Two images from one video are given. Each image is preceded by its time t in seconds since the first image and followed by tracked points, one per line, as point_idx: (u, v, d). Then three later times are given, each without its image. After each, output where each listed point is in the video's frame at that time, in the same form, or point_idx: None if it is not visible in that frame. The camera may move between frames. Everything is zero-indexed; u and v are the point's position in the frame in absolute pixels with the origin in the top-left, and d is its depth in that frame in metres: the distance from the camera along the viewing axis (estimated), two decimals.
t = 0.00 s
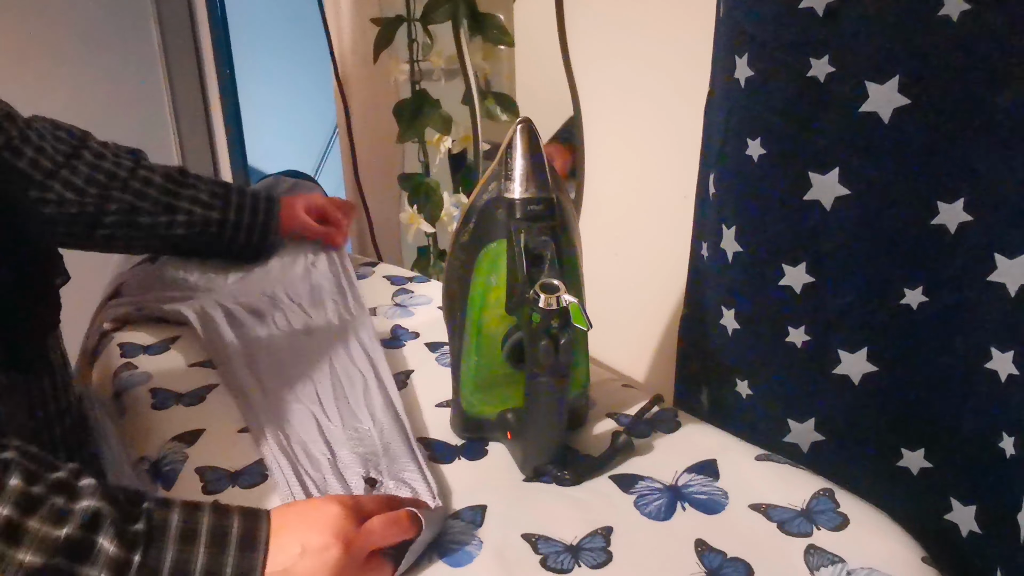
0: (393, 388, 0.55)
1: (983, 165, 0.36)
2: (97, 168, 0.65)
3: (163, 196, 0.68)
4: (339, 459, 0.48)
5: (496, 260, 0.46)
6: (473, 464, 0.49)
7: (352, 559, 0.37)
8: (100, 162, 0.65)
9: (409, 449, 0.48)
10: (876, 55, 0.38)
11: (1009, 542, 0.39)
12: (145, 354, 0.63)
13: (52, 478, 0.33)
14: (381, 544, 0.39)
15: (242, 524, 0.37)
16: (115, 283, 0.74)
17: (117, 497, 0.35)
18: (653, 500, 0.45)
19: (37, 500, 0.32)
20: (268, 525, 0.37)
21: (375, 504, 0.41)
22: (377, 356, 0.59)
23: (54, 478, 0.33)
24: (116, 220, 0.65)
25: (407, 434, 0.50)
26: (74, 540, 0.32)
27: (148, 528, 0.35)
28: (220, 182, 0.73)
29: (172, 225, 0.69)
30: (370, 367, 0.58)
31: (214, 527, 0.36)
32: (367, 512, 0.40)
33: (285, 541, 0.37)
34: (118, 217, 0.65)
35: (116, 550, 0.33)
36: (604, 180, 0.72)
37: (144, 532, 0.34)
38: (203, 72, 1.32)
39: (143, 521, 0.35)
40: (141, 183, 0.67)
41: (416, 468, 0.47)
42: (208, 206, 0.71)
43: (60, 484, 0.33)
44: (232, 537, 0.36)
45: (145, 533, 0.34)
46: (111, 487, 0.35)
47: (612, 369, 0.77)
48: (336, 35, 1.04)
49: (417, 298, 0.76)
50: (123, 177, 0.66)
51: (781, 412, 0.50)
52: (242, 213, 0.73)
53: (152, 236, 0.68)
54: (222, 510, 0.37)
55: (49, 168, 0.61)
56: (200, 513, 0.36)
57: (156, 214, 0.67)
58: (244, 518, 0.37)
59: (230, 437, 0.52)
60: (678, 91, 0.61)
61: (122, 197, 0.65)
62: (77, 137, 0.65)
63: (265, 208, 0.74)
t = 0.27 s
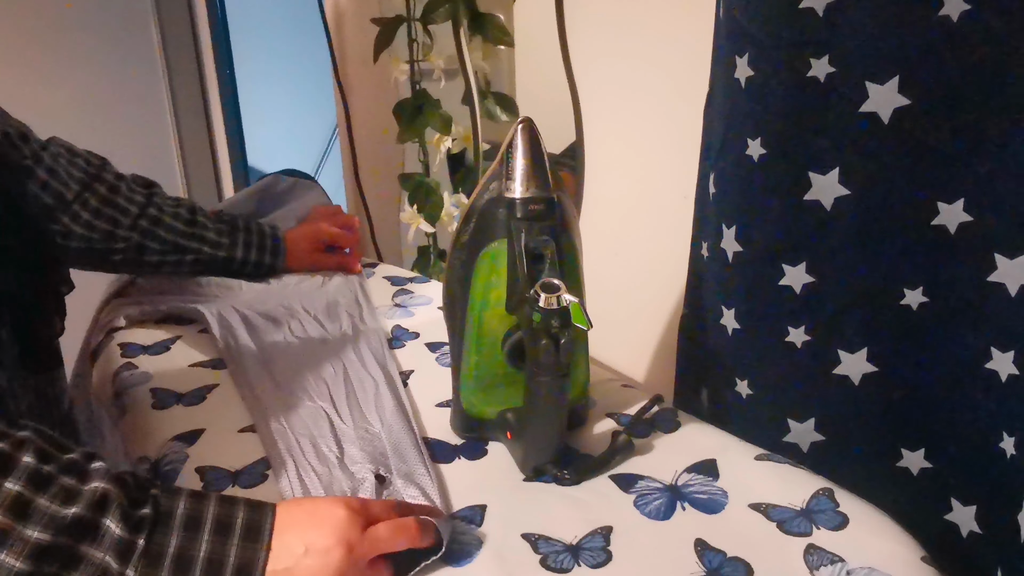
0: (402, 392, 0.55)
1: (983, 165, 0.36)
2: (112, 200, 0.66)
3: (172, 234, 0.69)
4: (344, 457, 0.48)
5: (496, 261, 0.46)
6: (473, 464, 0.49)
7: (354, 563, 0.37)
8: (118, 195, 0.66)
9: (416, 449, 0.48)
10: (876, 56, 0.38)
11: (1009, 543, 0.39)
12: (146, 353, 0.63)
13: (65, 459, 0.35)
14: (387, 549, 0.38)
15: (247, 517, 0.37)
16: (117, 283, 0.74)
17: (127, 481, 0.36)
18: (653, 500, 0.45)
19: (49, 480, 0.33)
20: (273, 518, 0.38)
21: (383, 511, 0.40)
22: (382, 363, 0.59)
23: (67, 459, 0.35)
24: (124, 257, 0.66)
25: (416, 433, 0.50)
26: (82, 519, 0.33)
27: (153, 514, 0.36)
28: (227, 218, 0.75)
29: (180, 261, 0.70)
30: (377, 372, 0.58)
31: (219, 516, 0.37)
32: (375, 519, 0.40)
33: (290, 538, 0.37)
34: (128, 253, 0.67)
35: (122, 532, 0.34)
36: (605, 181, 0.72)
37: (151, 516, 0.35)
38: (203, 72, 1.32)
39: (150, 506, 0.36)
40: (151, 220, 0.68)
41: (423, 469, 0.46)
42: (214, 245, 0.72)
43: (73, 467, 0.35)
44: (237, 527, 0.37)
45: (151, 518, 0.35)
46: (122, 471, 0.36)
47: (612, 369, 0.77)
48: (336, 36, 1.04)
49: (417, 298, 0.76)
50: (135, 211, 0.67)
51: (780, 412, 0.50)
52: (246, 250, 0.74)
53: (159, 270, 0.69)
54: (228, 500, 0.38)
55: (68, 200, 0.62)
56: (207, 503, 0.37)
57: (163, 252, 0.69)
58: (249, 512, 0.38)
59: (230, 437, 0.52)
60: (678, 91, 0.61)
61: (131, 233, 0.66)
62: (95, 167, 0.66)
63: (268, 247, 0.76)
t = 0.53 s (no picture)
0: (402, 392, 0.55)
1: (983, 165, 0.36)
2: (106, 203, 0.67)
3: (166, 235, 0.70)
4: (343, 458, 0.48)
5: (497, 260, 0.46)
6: (473, 464, 0.49)
7: (330, 573, 0.36)
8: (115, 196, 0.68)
9: (414, 450, 0.48)
10: (876, 55, 0.38)
11: (1009, 542, 0.39)
12: (146, 354, 0.63)
13: (51, 472, 0.35)
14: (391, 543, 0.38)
15: (233, 523, 0.37)
16: (118, 281, 0.75)
17: (114, 491, 0.37)
18: (653, 499, 0.45)
19: (35, 494, 0.34)
20: (259, 524, 0.37)
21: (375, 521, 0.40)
22: (381, 364, 0.59)
23: (54, 472, 0.35)
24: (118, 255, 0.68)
25: (415, 434, 0.50)
26: (67, 534, 0.33)
27: (138, 524, 0.36)
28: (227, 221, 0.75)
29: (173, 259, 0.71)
30: (378, 371, 0.58)
31: (204, 524, 0.37)
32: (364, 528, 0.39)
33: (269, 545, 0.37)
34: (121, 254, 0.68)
35: (105, 544, 0.34)
36: (605, 181, 0.72)
37: (137, 526, 0.36)
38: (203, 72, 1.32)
39: (135, 516, 0.36)
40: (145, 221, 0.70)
41: (423, 469, 0.46)
42: (211, 245, 0.73)
43: (57, 479, 0.35)
44: (222, 535, 0.37)
45: (137, 527, 0.36)
46: (109, 482, 0.37)
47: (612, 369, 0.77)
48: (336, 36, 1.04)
49: (417, 298, 0.76)
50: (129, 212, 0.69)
51: (781, 411, 0.50)
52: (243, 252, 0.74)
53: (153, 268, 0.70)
54: (214, 507, 0.38)
55: (59, 200, 0.63)
56: (192, 510, 0.37)
57: (160, 252, 0.70)
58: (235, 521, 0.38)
59: (231, 437, 0.52)
60: (678, 91, 0.61)
61: (126, 234, 0.68)
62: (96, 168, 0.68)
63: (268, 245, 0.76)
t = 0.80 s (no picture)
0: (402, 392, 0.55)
1: (983, 166, 0.36)
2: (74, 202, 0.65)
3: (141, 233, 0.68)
4: (342, 458, 0.48)
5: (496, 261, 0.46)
6: (473, 464, 0.49)
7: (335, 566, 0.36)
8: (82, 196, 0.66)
9: (413, 449, 0.48)
10: (876, 55, 0.38)
11: (1010, 542, 0.39)
12: (146, 354, 0.63)
13: (49, 483, 0.35)
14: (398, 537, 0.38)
15: (235, 527, 0.37)
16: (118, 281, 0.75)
17: (111, 500, 0.36)
18: (653, 500, 0.45)
19: (34, 507, 0.33)
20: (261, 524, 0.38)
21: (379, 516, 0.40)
22: (380, 359, 0.59)
23: (53, 483, 0.35)
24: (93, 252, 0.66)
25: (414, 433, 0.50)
26: (68, 545, 0.33)
27: (139, 532, 0.36)
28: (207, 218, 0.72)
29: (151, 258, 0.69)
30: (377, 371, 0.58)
31: (206, 529, 0.37)
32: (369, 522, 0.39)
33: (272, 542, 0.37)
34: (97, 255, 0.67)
35: (108, 553, 0.34)
36: (605, 182, 0.72)
37: (137, 534, 0.35)
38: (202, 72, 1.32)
39: (136, 524, 0.36)
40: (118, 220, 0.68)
41: (420, 469, 0.46)
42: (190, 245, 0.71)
43: (55, 490, 0.34)
44: (224, 540, 0.37)
45: (138, 535, 0.35)
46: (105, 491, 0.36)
47: (612, 369, 0.77)
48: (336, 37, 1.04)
49: (417, 298, 0.76)
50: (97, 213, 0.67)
51: (781, 412, 0.50)
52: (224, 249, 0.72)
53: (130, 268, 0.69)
54: (216, 512, 0.38)
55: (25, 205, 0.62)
56: (193, 516, 0.37)
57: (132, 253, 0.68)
58: (238, 525, 0.37)
59: (230, 437, 0.52)
60: (678, 91, 0.61)
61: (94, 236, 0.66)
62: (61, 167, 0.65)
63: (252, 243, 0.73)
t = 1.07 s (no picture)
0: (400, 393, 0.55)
1: (983, 166, 0.36)
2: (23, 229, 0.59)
3: (73, 259, 0.59)
4: (341, 460, 0.48)
5: (496, 261, 0.46)
6: (473, 464, 0.49)
7: (348, 534, 0.37)
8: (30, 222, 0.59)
9: (411, 450, 0.48)
10: (876, 55, 0.38)
11: (1010, 542, 0.39)
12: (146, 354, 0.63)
13: (51, 486, 0.35)
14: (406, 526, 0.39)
15: (242, 527, 0.37)
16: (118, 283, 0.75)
17: (117, 501, 0.36)
18: (653, 500, 0.45)
19: (38, 510, 0.33)
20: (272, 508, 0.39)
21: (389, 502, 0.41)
22: (379, 363, 0.59)
23: (56, 486, 0.35)
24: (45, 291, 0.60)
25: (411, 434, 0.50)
26: (75, 546, 0.33)
27: (147, 532, 0.35)
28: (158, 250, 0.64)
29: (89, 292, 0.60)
30: (377, 373, 0.58)
31: (213, 529, 0.36)
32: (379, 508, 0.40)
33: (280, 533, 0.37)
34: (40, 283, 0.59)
35: (117, 554, 0.34)
36: (605, 182, 0.72)
37: (145, 533, 0.35)
38: (202, 71, 1.32)
39: (144, 524, 0.36)
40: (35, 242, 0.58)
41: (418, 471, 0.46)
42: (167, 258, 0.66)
43: (58, 493, 0.35)
44: (232, 538, 0.37)
45: (145, 535, 0.35)
46: (110, 492, 0.36)
47: (612, 369, 0.77)
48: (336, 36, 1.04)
49: (417, 298, 0.76)
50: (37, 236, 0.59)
51: (780, 412, 0.50)
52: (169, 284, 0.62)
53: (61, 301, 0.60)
54: (222, 512, 0.37)
55: None
56: (200, 516, 0.37)
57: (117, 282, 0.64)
58: (243, 523, 0.37)
59: (230, 437, 0.52)
60: (678, 91, 0.61)
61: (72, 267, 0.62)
62: None
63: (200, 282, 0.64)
